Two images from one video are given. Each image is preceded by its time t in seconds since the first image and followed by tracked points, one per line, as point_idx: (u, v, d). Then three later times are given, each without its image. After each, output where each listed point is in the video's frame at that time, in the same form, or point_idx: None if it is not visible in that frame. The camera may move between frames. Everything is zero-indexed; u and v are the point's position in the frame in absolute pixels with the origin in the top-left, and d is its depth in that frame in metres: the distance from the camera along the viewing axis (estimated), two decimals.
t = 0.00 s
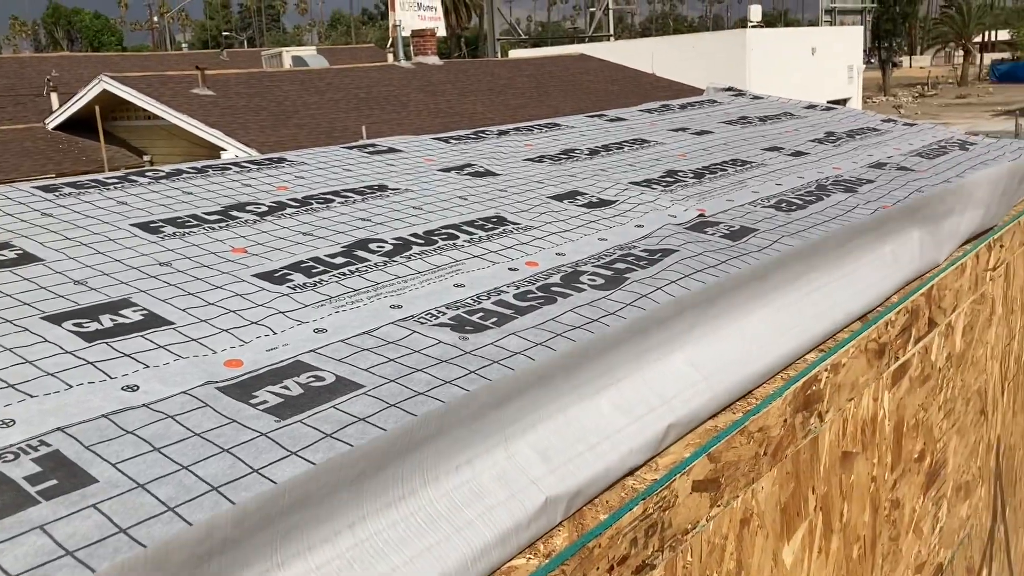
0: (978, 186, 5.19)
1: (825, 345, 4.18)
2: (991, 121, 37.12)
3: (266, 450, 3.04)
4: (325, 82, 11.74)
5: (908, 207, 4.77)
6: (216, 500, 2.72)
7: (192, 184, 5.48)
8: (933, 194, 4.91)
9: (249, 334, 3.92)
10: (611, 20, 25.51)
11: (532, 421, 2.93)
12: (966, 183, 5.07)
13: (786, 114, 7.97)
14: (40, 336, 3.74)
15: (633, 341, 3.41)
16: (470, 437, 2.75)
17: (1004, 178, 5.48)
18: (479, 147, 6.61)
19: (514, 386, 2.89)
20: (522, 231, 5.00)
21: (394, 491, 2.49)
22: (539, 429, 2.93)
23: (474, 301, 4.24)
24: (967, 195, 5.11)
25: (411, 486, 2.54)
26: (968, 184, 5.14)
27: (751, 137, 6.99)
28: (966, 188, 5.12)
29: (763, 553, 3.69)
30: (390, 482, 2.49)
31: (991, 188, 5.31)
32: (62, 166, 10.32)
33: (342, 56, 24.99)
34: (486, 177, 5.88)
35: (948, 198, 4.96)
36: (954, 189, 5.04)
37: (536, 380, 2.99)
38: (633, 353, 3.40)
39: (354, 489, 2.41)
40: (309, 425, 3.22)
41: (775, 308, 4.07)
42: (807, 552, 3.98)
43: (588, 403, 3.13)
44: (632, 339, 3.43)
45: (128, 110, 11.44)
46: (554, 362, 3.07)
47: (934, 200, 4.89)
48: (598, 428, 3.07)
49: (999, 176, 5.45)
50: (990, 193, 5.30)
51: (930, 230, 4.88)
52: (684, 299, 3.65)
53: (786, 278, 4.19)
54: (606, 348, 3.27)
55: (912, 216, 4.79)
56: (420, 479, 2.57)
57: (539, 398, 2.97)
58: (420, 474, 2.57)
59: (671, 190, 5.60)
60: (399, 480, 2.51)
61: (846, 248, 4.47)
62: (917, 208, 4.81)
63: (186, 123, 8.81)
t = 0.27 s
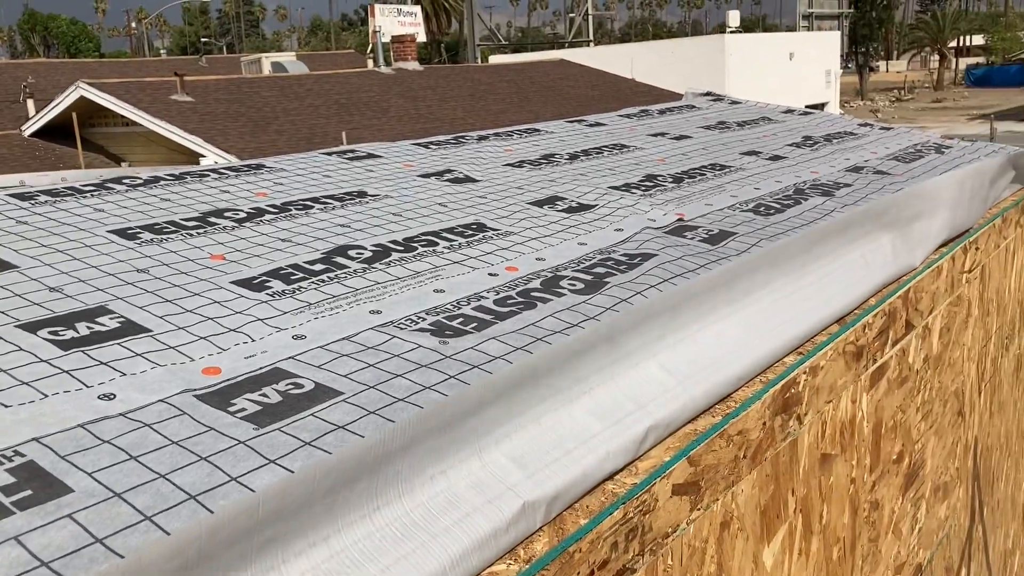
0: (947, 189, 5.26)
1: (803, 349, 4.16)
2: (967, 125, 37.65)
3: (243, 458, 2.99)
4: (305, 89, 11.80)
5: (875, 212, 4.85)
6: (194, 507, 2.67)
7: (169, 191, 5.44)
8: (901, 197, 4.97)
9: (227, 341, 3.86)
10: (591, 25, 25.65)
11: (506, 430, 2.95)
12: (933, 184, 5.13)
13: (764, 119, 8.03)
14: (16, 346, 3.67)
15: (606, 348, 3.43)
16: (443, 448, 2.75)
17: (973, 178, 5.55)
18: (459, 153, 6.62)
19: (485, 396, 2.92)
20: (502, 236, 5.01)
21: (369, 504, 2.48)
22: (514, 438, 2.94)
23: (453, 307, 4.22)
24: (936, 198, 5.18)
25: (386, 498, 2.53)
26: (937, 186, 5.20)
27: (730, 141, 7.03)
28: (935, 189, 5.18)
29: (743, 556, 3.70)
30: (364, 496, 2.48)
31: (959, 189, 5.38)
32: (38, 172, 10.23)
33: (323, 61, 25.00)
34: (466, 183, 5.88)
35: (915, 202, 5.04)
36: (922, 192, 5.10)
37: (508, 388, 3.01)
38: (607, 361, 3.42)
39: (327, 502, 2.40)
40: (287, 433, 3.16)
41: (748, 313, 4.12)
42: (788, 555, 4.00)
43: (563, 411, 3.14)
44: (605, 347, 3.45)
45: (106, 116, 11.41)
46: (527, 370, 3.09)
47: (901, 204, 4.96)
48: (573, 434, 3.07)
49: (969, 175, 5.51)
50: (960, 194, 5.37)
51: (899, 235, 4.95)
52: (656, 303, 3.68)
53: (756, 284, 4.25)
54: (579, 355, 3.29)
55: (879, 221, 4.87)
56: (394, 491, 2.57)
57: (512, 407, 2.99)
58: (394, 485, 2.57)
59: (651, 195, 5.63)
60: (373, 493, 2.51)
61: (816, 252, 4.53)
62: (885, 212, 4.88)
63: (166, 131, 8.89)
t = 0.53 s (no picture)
0: (914, 194, 5.35)
1: (781, 353, 4.14)
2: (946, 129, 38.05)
3: (221, 466, 2.93)
4: (285, 94, 11.81)
5: (847, 216, 4.89)
6: (170, 518, 2.62)
7: (147, 198, 5.40)
8: (872, 200, 5.02)
9: (205, 348, 3.81)
10: (573, 30, 25.78)
11: (477, 443, 2.95)
12: (903, 187, 5.19)
13: (744, 123, 8.07)
14: None
15: (581, 356, 3.42)
16: (413, 461, 2.75)
17: (943, 181, 5.63)
18: (440, 158, 6.63)
19: (451, 411, 2.90)
20: (483, 241, 5.01)
21: (334, 523, 2.47)
22: (485, 451, 2.94)
23: (433, 312, 4.20)
24: (905, 203, 5.25)
25: (352, 517, 2.52)
26: (906, 191, 5.28)
27: (710, 146, 7.07)
28: (904, 194, 5.26)
29: (723, 560, 3.71)
30: (329, 515, 2.47)
31: (929, 192, 5.46)
32: (17, 178, 10.15)
33: (305, 65, 24.96)
34: (446, 188, 5.89)
35: (884, 206, 5.11)
36: (890, 196, 5.17)
37: (479, 400, 3.00)
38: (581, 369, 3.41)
39: (291, 524, 2.38)
40: (265, 440, 3.11)
41: (725, 315, 4.10)
42: (768, 558, 4.00)
43: (535, 421, 3.14)
44: (578, 357, 3.46)
45: (85, 122, 11.36)
46: (498, 381, 3.09)
47: (871, 207, 5.02)
48: (545, 443, 3.07)
49: (937, 179, 5.60)
50: (929, 198, 5.45)
51: (871, 240, 5.00)
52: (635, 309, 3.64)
53: (737, 285, 4.21)
54: (553, 365, 3.27)
55: (853, 225, 4.91)
56: (360, 511, 2.55)
57: (482, 420, 3.00)
58: (361, 503, 2.56)
59: (631, 200, 5.65)
60: (339, 512, 2.50)
61: (794, 254, 4.52)
62: (856, 218, 4.94)
63: (148, 137, 8.89)
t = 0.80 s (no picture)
0: (906, 194, 5.29)
1: (765, 355, 4.09)
2: (928, 134, 38.41)
3: (200, 475, 2.89)
4: (269, 99, 11.79)
5: (835, 215, 4.82)
6: (149, 526, 2.57)
7: (127, 204, 5.37)
8: (860, 198, 4.98)
9: (185, 355, 3.76)
10: (556, 36, 25.89)
11: (458, 451, 2.91)
12: (888, 187, 5.17)
13: (726, 128, 8.11)
14: None
15: (565, 359, 3.38)
16: (394, 468, 2.71)
17: (934, 179, 5.57)
18: (423, 163, 6.63)
19: (433, 416, 2.85)
20: (466, 246, 5.00)
21: (313, 533, 2.43)
22: (466, 460, 2.90)
23: (416, 316, 4.17)
24: (895, 201, 5.20)
25: (332, 526, 2.48)
26: (896, 189, 5.22)
27: (693, 151, 7.10)
28: (894, 193, 5.20)
29: (707, 564, 3.70)
30: (308, 526, 2.43)
31: (921, 190, 5.39)
32: None
33: (287, 71, 24.94)
34: (429, 194, 5.88)
35: (875, 204, 5.04)
36: (882, 195, 5.11)
37: (462, 406, 2.96)
38: (565, 372, 3.37)
39: (270, 534, 2.33)
40: (246, 447, 3.06)
41: (712, 316, 4.06)
42: (752, 562, 4.01)
43: (517, 427, 3.10)
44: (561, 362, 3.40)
45: (67, 127, 11.30)
46: (483, 384, 3.02)
47: (859, 206, 4.97)
48: (529, 448, 3.03)
49: (926, 178, 5.55)
50: (921, 197, 5.38)
51: (861, 238, 4.93)
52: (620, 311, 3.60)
53: (722, 285, 4.17)
54: (536, 369, 3.24)
55: (842, 223, 4.85)
56: (341, 518, 2.51)
57: (464, 426, 2.95)
58: (341, 513, 2.52)
59: (614, 205, 5.66)
60: (318, 522, 2.46)
61: (780, 253, 4.48)
62: (846, 216, 4.88)
63: (130, 143, 8.86)
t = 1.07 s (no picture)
0: (891, 198, 5.30)
1: (747, 360, 4.10)
2: (912, 138, 38.73)
3: (180, 483, 2.86)
4: (254, 104, 11.77)
5: (820, 218, 4.81)
6: (128, 536, 2.54)
7: (110, 211, 5.34)
8: (846, 201, 4.97)
9: (167, 362, 3.74)
10: (542, 41, 25.98)
11: (439, 460, 2.89)
12: (874, 191, 5.17)
13: (711, 133, 8.15)
14: None
15: (547, 367, 3.36)
16: (375, 481, 2.70)
17: (920, 181, 5.56)
18: (408, 169, 6.63)
19: (416, 430, 2.84)
20: (450, 251, 5.00)
21: (293, 547, 2.41)
22: (446, 469, 2.88)
23: (400, 322, 4.16)
24: (879, 205, 5.20)
25: (312, 538, 2.46)
26: (881, 193, 5.23)
27: (677, 156, 7.13)
28: (879, 197, 5.20)
29: (692, 569, 3.70)
30: (288, 539, 2.41)
31: (904, 194, 5.41)
32: None
33: (273, 76, 24.91)
34: (414, 199, 5.88)
35: (859, 207, 5.05)
36: (866, 198, 5.11)
37: (443, 415, 2.94)
38: (547, 380, 3.35)
39: (252, 547, 2.32)
40: (227, 455, 3.04)
41: (695, 321, 4.05)
42: (736, 567, 4.01)
43: (499, 435, 3.09)
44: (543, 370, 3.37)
45: (50, 132, 11.27)
46: (463, 395, 3.01)
47: (846, 209, 4.96)
48: (509, 456, 3.03)
49: (913, 180, 5.54)
50: (904, 200, 5.40)
51: (847, 241, 4.93)
52: (602, 318, 3.58)
53: (707, 289, 4.15)
54: (520, 380, 3.22)
55: (828, 226, 4.84)
56: (321, 530, 2.49)
57: (445, 436, 2.93)
58: (322, 524, 2.50)
59: (598, 210, 5.67)
60: (298, 535, 2.43)
61: (765, 256, 4.47)
62: (832, 219, 4.86)
63: (114, 148, 8.84)
